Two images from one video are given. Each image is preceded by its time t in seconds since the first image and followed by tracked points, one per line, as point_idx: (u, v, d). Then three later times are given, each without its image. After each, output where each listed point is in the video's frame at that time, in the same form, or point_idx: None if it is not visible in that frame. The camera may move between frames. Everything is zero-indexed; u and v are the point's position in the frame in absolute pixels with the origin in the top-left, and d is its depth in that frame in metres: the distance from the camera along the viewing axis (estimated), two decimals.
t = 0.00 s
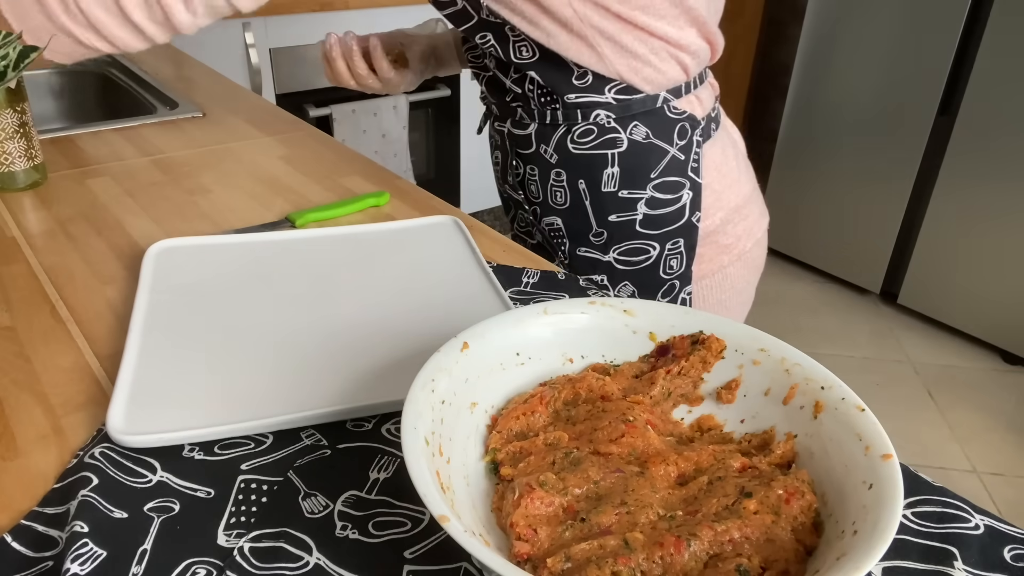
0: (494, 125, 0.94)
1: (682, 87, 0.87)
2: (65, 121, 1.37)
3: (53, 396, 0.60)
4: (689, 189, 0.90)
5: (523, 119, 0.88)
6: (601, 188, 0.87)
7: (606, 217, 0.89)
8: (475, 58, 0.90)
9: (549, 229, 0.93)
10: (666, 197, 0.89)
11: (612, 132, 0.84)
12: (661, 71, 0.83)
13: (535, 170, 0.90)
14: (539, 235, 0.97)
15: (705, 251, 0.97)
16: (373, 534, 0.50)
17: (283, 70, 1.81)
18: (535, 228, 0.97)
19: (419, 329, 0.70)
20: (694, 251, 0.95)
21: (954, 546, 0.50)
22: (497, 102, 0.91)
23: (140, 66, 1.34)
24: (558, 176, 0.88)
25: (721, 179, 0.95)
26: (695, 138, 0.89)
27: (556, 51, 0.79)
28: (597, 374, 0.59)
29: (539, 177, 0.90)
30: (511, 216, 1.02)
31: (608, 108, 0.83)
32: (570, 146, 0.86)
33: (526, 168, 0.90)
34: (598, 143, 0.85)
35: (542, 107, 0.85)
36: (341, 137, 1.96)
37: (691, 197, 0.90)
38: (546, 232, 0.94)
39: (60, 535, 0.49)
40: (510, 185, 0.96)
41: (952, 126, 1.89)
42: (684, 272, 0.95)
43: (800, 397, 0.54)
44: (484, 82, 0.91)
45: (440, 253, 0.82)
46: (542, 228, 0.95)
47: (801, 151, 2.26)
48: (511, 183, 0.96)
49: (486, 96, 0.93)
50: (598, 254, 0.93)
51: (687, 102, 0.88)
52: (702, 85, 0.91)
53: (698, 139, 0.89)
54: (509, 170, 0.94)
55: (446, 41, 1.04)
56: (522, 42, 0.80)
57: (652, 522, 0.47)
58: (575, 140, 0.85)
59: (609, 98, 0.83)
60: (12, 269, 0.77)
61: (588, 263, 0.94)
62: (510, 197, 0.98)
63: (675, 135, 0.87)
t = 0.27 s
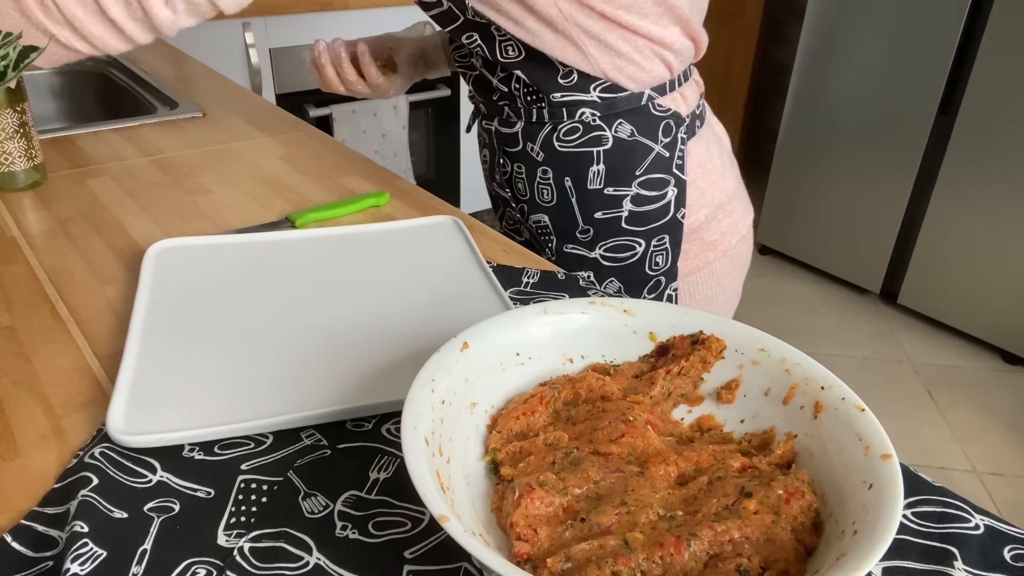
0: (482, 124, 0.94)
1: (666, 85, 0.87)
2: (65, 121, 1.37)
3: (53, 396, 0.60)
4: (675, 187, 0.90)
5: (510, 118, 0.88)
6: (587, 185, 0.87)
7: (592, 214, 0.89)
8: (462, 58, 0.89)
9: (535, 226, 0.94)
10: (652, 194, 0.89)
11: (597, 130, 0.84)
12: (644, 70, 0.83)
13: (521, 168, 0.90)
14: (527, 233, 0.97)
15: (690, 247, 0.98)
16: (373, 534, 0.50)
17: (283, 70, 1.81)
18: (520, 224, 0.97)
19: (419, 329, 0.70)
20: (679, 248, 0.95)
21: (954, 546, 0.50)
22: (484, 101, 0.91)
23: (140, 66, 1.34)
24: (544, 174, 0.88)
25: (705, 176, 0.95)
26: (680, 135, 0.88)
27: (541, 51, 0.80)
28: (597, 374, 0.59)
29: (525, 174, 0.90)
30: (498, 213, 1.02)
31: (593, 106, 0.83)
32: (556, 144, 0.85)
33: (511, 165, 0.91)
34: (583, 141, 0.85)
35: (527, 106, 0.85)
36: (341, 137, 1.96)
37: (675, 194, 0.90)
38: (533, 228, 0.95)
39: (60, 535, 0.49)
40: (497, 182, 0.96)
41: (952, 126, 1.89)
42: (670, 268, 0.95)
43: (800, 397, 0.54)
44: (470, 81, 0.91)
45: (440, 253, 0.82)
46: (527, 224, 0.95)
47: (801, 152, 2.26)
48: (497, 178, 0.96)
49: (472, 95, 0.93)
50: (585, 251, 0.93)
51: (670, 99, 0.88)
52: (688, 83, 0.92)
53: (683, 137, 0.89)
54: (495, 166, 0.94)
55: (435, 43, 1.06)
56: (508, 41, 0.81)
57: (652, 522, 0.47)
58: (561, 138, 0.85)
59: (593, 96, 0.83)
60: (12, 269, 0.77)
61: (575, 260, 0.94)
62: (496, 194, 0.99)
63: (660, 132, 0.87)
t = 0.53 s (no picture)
0: (472, 119, 0.94)
1: (660, 79, 0.87)
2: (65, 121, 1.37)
3: (53, 396, 0.60)
4: (669, 180, 0.90)
5: (503, 113, 0.88)
6: (581, 179, 0.87)
7: (587, 208, 0.89)
8: (451, 52, 0.90)
9: (528, 220, 0.93)
10: (648, 188, 0.89)
11: (592, 123, 0.84)
12: (640, 64, 0.83)
13: (514, 162, 0.89)
14: (521, 228, 0.96)
15: (683, 241, 0.97)
16: (373, 534, 0.50)
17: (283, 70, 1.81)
18: (513, 219, 0.96)
19: (419, 329, 0.70)
20: (673, 241, 0.95)
21: (954, 546, 0.50)
22: (475, 96, 0.91)
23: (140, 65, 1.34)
24: (538, 168, 0.88)
25: (698, 170, 0.95)
26: (674, 129, 0.88)
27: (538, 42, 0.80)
28: (597, 374, 0.59)
29: (519, 169, 0.90)
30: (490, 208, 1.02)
31: (589, 100, 0.83)
32: (551, 137, 0.85)
33: (504, 160, 0.90)
34: (577, 135, 0.85)
35: (522, 100, 0.85)
36: (341, 137, 1.96)
37: (670, 187, 0.90)
38: (527, 224, 0.94)
39: (60, 535, 0.49)
40: (488, 177, 0.96)
41: (952, 126, 1.89)
42: (664, 261, 0.95)
43: (800, 397, 0.54)
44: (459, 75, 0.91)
45: (441, 253, 0.82)
46: (520, 219, 0.94)
47: (801, 152, 2.26)
48: (488, 173, 0.96)
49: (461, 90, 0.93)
50: (580, 246, 0.93)
51: (664, 93, 0.89)
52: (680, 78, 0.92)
53: (677, 130, 0.89)
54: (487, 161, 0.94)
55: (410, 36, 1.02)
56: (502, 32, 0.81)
57: (652, 522, 0.47)
58: (556, 132, 0.85)
59: (589, 89, 0.83)
60: (12, 269, 0.77)
61: (570, 254, 0.94)
62: (487, 190, 0.98)
63: (654, 126, 0.87)
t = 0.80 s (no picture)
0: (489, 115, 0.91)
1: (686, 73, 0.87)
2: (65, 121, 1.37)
3: (53, 396, 0.60)
4: (701, 178, 0.91)
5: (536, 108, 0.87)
6: (627, 174, 0.87)
7: (630, 204, 0.89)
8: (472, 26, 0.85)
9: (563, 220, 0.91)
10: (684, 184, 0.89)
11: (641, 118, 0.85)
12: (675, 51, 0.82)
13: (551, 159, 0.87)
14: (544, 229, 0.93)
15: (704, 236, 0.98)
16: (373, 534, 0.50)
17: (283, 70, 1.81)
18: (537, 221, 0.93)
19: (420, 329, 0.70)
20: (701, 237, 0.95)
21: (954, 546, 0.50)
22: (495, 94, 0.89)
23: (140, 65, 1.34)
24: (579, 164, 0.87)
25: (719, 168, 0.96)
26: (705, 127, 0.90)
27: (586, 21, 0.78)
28: (597, 374, 0.59)
29: (554, 167, 0.88)
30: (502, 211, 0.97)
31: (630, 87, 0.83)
32: (596, 131, 0.84)
33: (536, 158, 0.88)
34: (626, 129, 0.84)
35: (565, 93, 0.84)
36: (341, 137, 1.96)
37: (702, 184, 0.91)
38: (558, 225, 0.91)
39: (60, 535, 0.49)
40: (506, 178, 0.93)
41: (952, 126, 1.88)
42: (692, 258, 0.95)
43: (800, 397, 0.54)
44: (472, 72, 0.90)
45: (441, 253, 0.82)
46: (548, 220, 0.92)
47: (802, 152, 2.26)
48: (508, 175, 0.92)
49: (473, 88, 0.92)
50: (618, 243, 0.91)
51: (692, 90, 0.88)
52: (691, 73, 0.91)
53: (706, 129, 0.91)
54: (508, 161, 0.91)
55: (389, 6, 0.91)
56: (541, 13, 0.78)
57: (652, 522, 0.47)
58: (603, 126, 0.84)
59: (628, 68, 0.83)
60: (12, 269, 0.77)
61: (604, 252, 0.92)
62: (501, 193, 0.95)
63: (691, 123, 0.88)
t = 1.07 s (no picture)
0: (551, 129, 0.87)
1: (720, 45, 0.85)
2: (65, 121, 1.37)
3: (53, 396, 0.60)
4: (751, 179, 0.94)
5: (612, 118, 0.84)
6: (708, 179, 0.87)
7: (711, 208, 0.89)
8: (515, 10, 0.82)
9: (647, 232, 0.89)
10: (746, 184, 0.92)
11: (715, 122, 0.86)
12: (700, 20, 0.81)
13: (633, 170, 0.86)
14: (623, 243, 0.90)
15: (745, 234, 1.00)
16: (373, 534, 0.50)
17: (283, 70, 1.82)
18: (614, 234, 0.90)
19: (420, 329, 0.70)
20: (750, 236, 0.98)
21: (954, 546, 0.50)
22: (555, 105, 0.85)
23: (140, 65, 1.34)
24: (661, 173, 0.86)
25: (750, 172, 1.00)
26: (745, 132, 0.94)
27: None
28: (597, 374, 0.59)
29: (635, 178, 0.86)
30: (563, 228, 0.92)
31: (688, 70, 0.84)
32: (681, 138, 0.85)
33: (619, 170, 0.86)
34: (706, 136, 0.86)
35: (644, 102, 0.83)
36: (341, 137, 1.96)
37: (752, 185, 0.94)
38: (640, 237, 0.89)
39: (60, 535, 0.49)
40: (575, 194, 0.89)
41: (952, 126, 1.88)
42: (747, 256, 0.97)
43: (800, 397, 0.54)
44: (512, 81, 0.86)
45: (441, 253, 0.82)
46: (629, 232, 0.89)
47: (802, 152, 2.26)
48: (578, 192, 0.88)
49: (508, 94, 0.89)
50: (699, 248, 0.91)
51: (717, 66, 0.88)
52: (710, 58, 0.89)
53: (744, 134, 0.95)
54: (581, 175, 0.87)
55: None
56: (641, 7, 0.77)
57: (652, 522, 0.47)
58: (687, 133, 0.85)
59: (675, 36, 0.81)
60: (12, 269, 0.77)
61: (686, 259, 0.91)
62: (562, 209, 0.91)
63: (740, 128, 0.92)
